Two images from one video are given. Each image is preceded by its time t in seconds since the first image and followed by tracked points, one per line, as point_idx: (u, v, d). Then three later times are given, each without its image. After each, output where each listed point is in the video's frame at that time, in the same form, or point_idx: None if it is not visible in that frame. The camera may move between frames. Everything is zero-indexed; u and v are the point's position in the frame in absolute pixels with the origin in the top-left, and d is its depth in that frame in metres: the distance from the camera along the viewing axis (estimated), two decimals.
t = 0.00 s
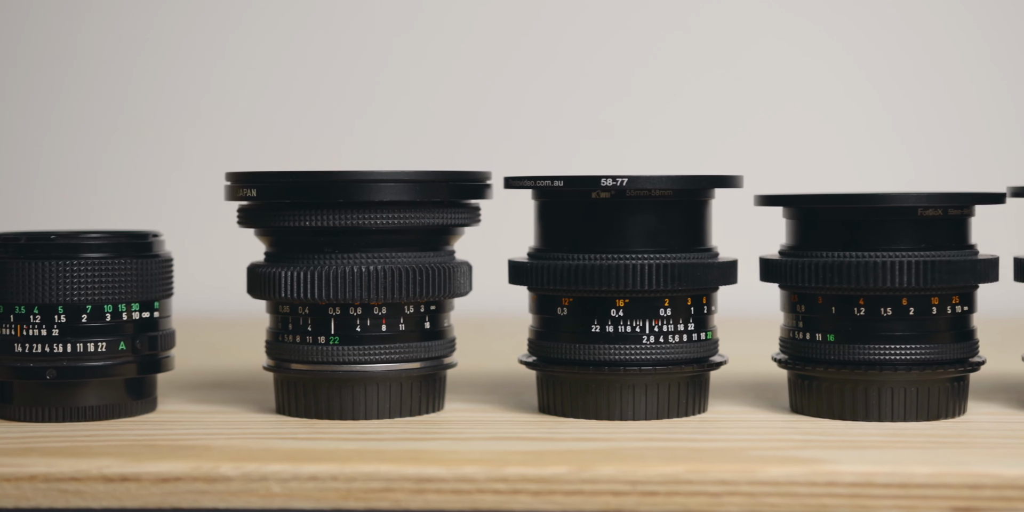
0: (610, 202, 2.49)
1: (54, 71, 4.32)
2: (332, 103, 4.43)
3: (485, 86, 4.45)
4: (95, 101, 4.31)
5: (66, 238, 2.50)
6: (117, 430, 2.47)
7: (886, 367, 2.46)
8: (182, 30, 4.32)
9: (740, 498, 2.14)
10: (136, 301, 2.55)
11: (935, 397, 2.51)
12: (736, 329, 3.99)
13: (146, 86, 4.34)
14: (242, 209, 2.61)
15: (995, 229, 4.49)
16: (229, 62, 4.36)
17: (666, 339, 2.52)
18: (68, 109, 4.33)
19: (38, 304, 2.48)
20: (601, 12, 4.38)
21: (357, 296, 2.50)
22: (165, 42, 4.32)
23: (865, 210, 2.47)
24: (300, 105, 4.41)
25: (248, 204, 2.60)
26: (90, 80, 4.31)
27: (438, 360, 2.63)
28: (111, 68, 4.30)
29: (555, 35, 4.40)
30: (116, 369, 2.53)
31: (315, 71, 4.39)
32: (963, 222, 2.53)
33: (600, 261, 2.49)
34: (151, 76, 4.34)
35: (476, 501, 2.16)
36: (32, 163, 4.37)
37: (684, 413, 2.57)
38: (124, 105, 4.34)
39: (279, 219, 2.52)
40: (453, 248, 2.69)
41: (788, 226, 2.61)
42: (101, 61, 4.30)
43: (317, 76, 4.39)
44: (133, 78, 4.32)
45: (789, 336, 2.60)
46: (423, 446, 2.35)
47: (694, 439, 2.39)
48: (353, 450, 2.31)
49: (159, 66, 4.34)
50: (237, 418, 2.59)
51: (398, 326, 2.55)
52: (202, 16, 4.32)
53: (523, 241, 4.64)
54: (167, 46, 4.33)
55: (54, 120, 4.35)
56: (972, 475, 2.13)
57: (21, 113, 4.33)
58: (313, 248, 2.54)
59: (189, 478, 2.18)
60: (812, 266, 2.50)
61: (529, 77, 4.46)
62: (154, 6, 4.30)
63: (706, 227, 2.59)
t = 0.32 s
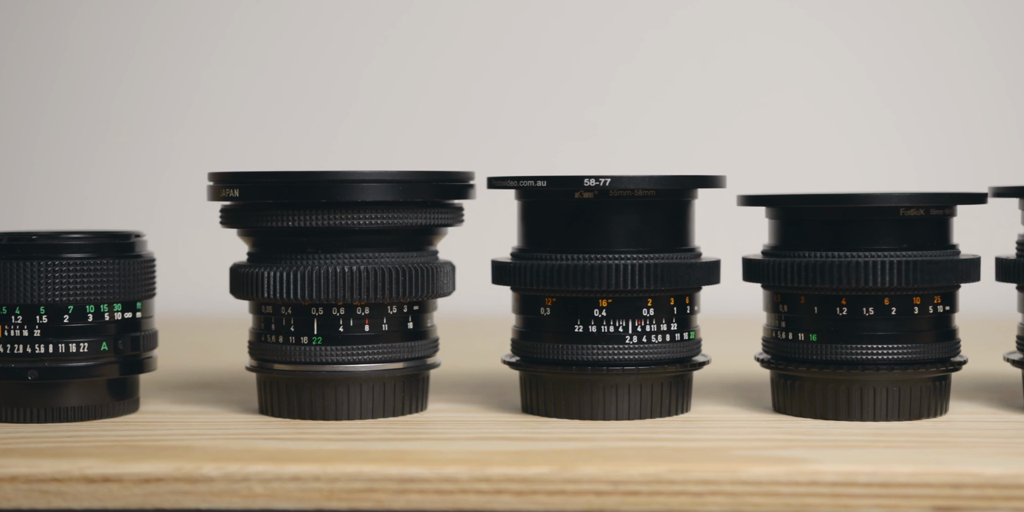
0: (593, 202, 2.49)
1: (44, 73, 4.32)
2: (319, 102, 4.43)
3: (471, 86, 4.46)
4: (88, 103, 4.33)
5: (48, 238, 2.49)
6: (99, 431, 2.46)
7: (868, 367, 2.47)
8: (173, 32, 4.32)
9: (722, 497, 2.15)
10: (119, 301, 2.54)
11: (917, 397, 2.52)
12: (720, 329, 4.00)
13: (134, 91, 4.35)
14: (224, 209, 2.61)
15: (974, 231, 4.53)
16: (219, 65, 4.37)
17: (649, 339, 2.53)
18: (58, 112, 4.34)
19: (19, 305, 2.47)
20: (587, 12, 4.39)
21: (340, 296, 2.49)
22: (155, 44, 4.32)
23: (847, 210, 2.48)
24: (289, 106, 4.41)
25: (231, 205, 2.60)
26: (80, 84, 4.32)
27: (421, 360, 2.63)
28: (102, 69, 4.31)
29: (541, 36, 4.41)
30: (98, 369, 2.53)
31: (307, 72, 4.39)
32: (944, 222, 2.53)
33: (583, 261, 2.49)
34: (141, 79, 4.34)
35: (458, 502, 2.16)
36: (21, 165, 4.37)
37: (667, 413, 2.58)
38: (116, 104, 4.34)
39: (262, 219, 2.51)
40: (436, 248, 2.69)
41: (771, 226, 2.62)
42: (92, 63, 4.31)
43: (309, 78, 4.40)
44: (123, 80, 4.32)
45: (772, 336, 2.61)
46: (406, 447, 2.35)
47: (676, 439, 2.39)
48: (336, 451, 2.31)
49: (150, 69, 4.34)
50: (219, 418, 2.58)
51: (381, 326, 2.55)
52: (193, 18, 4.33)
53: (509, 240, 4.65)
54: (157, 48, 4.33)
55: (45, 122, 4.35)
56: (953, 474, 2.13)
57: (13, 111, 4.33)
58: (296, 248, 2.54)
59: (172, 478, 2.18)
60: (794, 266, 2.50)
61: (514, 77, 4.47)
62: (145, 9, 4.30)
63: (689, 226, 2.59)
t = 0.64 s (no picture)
0: (577, 202, 2.49)
1: (35, 73, 4.33)
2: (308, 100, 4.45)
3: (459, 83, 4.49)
4: (80, 103, 4.36)
5: (31, 238, 2.48)
6: (82, 431, 2.46)
7: (851, 366, 2.47)
8: (165, 30, 4.34)
9: (706, 497, 2.15)
10: (102, 302, 2.54)
11: (900, 397, 2.52)
12: (704, 327, 4.02)
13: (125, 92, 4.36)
14: (208, 209, 2.60)
15: (955, 230, 4.58)
16: (209, 65, 4.39)
17: (633, 339, 2.53)
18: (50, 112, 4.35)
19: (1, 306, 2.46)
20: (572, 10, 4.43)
21: (324, 296, 2.49)
22: (146, 44, 4.33)
23: (830, 210, 2.48)
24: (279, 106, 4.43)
25: (215, 204, 2.60)
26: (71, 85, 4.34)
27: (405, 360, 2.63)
28: (95, 69, 4.33)
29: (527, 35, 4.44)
30: (81, 370, 2.52)
31: (297, 71, 4.42)
32: (927, 222, 2.54)
33: (566, 261, 2.49)
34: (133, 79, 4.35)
35: (442, 502, 2.16)
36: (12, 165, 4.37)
37: (651, 413, 2.58)
38: (109, 101, 4.36)
39: (245, 219, 2.51)
40: (420, 248, 2.69)
41: (755, 226, 2.62)
42: (83, 64, 4.33)
43: (299, 77, 4.42)
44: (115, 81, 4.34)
45: (755, 335, 2.61)
46: (389, 447, 2.35)
47: (659, 438, 2.39)
48: (319, 451, 2.31)
49: (141, 69, 4.35)
50: (203, 419, 2.58)
51: (365, 326, 2.55)
52: (184, 17, 4.34)
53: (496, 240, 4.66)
54: (148, 48, 4.34)
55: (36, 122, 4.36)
56: (935, 473, 2.14)
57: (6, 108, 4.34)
58: (279, 248, 2.54)
59: (154, 479, 2.17)
60: (777, 266, 2.51)
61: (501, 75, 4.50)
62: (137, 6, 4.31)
63: (673, 227, 2.59)
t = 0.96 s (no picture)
0: (561, 202, 2.49)
1: (27, 75, 4.35)
2: (297, 98, 4.48)
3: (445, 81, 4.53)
4: (72, 103, 4.38)
5: (13, 238, 2.47)
6: (65, 432, 2.45)
7: (835, 366, 2.48)
8: (158, 30, 4.36)
9: (689, 497, 2.15)
10: (85, 303, 2.53)
11: (883, 396, 2.53)
12: (688, 326, 4.03)
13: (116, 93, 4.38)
14: (191, 209, 2.60)
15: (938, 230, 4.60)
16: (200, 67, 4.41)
17: (617, 339, 2.53)
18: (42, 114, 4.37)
19: None
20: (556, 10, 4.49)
21: (308, 296, 2.48)
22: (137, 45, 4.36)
23: (813, 210, 2.49)
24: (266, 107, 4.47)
25: (198, 205, 2.59)
26: (64, 86, 4.36)
27: (389, 361, 2.62)
28: (87, 70, 4.36)
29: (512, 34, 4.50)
30: (65, 371, 2.51)
31: (287, 73, 4.45)
32: (910, 222, 2.54)
33: (551, 261, 2.49)
34: (124, 81, 4.37)
35: (425, 502, 2.16)
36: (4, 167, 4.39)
37: (635, 413, 2.58)
38: (101, 99, 4.38)
39: (229, 219, 2.51)
40: (404, 248, 2.69)
41: (739, 226, 2.62)
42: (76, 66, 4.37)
43: (287, 79, 4.46)
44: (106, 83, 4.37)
45: (740, 335, 2.62)
46: (373, 447, 2.34)
47: (643, 439, 2.40)
48: (303, 452, 2.31)
49: (132, 71, 4.37)
50: (186, 419, 2.57)
51: (349, 326, 2.55)
52: (176, 18, 4.37)
53: (482, 240, 4.67)
54: (140, 50, 4.36)
55: (27, 123, 4.38)
56: (917, 472, 2.14)
57: None
58: (263, 249, 2.54)
59: (137, 480, 2.17)
60: (761, 266, 2.51)
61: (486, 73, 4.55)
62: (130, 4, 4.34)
63: (657, 227, 2.60)
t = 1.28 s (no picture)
0: (545, 202, 2.49)
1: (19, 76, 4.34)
2: (286, 98, 4.49)
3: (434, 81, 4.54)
4: (64, 103, 4.38)
5: None
6: (48, 433, 2.44)
7: (818, 366, 2.48)
8: (150, 30, 4.37)
9: (672, 497, 2.15)
10: (67, 303, 2.53)
11: (866, 395, 2.53)
12: (672, 325, 4.04)
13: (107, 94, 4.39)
14: (175, 209, 2.59)
15: (922, 231, 4.62)
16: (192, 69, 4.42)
17: (601, 339, 2.53)
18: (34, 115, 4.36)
19: None
20: (543, 10, 4.52)
21: (292, 296, 2.48)
22: (129, 47, 4.36)
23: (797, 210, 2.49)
24: (256, 108, 4.48)
25: (182, 205, 2.59)
26: (56, 87, 4.36)
27: (373, 361, 2.62)
28: (79, 71, 4.37)
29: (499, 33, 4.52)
30: (48, 372, 2.50)
31: (277, 73, 4.46)
32: (893, 222, 2.55)
33: (534, 261, 2.49)
34: (116, 82, 4.37)
35: (408, 503, 2.15)
36: None
37: (619, 413, 2.58)
38: (92, 100, 4.39)
39: (213, 219, 2.50)
40: (388, 248, 2.69)
41: (723, 226, 2.63)
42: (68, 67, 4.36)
43: (277, 79, 4.47)
44: (98, 83, 4.37)
45: (723, 335, 2.62)
46: (357, 448, 2.34)
47: (626, 439, 2.40)
48: (286, 453, 2.30)
49: (125, 72, 4.38)
50: (169, 420, 2.56)
51: (333, 327, 2.55)
52: (167, 20, 4.38)
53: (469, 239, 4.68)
54: (133, 52, 4.37)
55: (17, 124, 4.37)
56: (901, 471, 2.15)
57: None
58: (246, 249, 2.53)
59: (120, 481, 2.16)
60: (745, 266, 2.52)
61: (474, 73, 4.56)
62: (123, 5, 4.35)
63: (640, 227, 2.60)
